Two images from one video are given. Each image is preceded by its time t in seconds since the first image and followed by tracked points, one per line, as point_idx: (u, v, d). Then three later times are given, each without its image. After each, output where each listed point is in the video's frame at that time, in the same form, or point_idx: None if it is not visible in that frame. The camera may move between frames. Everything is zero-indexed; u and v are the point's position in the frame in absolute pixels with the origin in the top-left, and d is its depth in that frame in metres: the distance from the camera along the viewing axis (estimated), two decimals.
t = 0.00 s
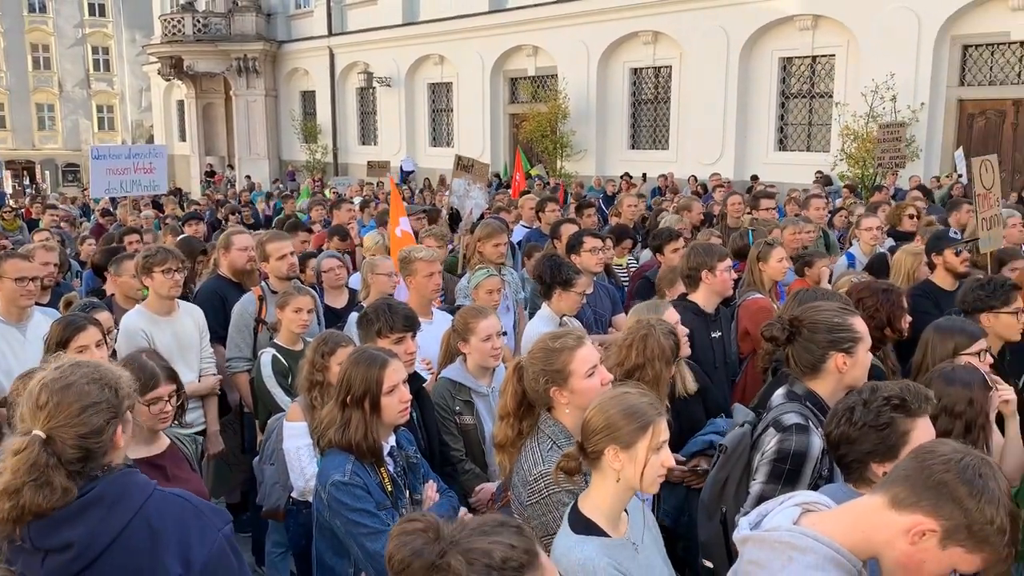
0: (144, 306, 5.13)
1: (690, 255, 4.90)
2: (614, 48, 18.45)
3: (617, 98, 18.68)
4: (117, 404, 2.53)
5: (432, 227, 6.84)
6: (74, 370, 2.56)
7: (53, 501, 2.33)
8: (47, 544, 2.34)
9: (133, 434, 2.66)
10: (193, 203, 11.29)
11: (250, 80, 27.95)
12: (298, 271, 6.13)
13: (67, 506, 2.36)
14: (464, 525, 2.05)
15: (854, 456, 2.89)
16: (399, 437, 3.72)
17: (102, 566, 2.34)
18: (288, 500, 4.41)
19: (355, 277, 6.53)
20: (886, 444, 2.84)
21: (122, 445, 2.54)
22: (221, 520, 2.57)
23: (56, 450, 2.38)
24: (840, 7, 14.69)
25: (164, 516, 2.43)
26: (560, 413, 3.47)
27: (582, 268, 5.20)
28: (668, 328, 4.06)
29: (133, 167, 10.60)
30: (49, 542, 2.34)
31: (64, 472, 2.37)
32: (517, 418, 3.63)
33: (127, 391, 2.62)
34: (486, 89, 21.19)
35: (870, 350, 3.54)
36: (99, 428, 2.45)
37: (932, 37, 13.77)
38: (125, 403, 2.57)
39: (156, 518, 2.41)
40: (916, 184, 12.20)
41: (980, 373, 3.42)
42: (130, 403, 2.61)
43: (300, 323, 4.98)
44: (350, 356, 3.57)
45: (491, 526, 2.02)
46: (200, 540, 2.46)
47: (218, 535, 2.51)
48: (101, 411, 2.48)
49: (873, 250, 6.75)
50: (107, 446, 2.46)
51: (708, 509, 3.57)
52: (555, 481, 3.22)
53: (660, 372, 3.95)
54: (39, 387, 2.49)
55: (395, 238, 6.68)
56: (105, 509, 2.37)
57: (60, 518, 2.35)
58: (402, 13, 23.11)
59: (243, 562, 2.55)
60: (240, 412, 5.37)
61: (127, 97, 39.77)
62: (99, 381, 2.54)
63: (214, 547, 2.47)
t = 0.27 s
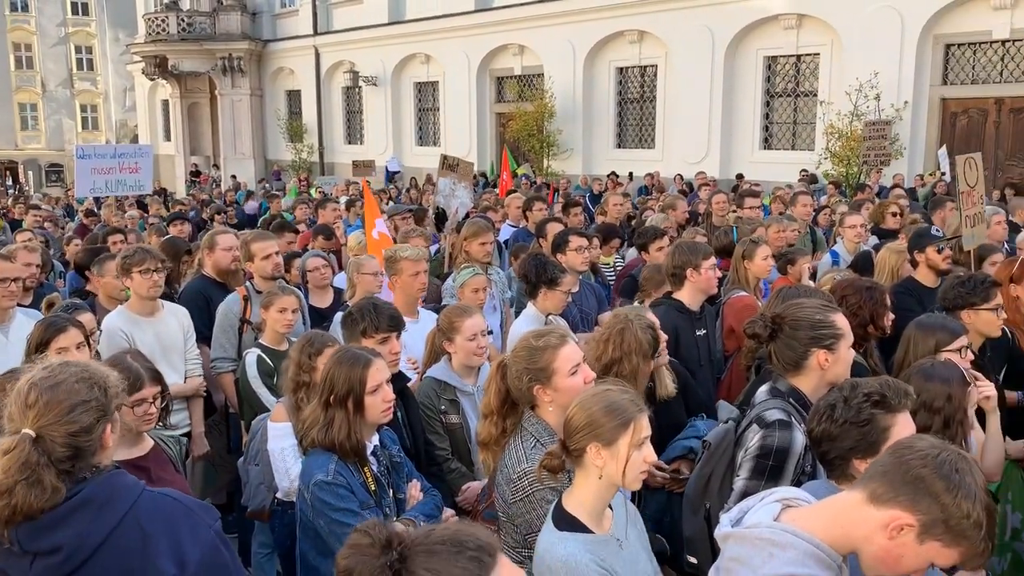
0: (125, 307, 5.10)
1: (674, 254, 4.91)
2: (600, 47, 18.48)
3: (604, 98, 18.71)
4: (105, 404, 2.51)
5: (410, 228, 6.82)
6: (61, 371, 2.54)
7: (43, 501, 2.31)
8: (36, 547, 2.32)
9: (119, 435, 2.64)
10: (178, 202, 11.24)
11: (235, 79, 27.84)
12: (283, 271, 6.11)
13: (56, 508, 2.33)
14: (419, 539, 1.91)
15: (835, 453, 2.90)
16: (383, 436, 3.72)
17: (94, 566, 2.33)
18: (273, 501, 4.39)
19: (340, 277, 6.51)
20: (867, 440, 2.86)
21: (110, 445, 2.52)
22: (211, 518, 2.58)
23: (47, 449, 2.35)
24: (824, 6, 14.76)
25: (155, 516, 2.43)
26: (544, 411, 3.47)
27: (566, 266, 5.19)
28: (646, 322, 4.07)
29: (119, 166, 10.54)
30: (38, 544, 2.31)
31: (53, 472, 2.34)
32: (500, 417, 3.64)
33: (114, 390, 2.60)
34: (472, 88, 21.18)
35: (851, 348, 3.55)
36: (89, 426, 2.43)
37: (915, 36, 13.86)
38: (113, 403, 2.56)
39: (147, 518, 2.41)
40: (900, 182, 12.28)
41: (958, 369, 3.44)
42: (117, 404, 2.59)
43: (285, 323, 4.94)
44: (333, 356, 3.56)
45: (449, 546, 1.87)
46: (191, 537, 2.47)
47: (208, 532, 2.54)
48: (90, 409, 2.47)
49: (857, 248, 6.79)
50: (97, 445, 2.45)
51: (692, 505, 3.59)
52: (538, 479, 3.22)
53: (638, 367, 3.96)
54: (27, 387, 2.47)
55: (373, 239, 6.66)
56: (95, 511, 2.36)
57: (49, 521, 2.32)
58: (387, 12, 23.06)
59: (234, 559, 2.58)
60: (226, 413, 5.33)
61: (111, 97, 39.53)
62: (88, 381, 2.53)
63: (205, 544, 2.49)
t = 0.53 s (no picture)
0: (108, 309, 5.06)
1: (659, 253, 4.92)
2: (585, 47, 18.51)
3: (589, 97, 18.75)
4: (94, 404, 2.49)
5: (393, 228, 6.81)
6: (52, 369, 2.52)
7: (29, 499, 2.29)
8: (22, 546, 2.30)
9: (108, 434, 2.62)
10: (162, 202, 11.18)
11: (220, 78, 27.72)
12: (268, 271, 6.08)
13: (41, 507, 2.31)
14: (389, 543, 1.92)
15: (818, 449, 2.90)
16: (365, 436, 3.71)
17: (79, 566, 2.30)
18: (257, 502, 4.36)
19: (325, 276, 6.48)
20: (850, 436, 2.87)
21: (99, 444, 2.50)
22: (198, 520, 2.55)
23: (33, 446, 2.33)
24: (808, 6, 14.84)
25: (141, 516, 2.40)
26: (526, 410, 3.47)
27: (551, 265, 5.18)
28: (616, 313, 4.05)
29: (103, 166, 10.47)
30: (25, 543, 2.30)
31: (39, 470, 2.32)
32: (483, 415, 3.64)
33: (103, 390, 2.58)
34: (458, 87, 21.18)
35: (833, 347, 3.50)
36: (76, 425, 2.41)
37: (899, 35, 13.95)
38: (101, 402, 2.53)
39: (133, 519, 2.38)
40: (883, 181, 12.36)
41: (936, 366, 3.46)
42: (106, 403, 2.57)
43: (269, 324, 4.88)
44: (315, 356, 3.55)
45: (409, 554, 1.86)
46: (178, 539, 2.44)
47: (195, 534, 2.51)
48: (78, 408, 2.44)
49: (841, 246, 6.82)
50: (84, 444, 2.43)
51: (676, 502, 3.60)
52: (521, 477, 3.22)
53: (606, 357, 3.94)
54: (14, 385, 2.44)
55: (355, 239, 6.67)
56: (81, 509, 2.34)
57: (35, 520, 2.31)
58: (373, 11, 23.01)
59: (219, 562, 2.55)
60: (211, 414, 5.30)
61: (94, 97, 39.33)
62: (77, 379, 2.51)
63: (190, 547, 2.46)
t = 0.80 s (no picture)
0: (92, 310, 5.04)
1: (643, 253, 4.93)
2: (572, 47, 18.53)
3: (576, 97, 18.78)
4: (77, 408, 2.49)
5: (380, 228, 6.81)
6: (34, 371, 2.51)
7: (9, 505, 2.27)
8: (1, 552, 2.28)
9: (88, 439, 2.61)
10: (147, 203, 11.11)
11: (206, 78, 27.60)
12: (253, 271, 6.06)
13: (22, 513, 2.29)
14: (367, 543, 1.94)
15: (800, 444, 2.93)
16: (346, 437, 3.70)
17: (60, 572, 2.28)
18: (240, 504, 4.34)
19: (310, 277, 6.46)
20: (834, 436, 2.88)
21: (79, 449, 2.49)
22: (178, 529, 2.55)
23: (15, 449, 2.32)
24: (793, 7, 14.92)
25: (122, 523, 2.39)
26: (509, 410, 3.48)
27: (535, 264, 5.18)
28: (585, 311, 4.01)
29: (86, 166, 10.40)
30: (3, 550, 2.27)
31: (21, 474, 2.31)
32: (466, 416, 3.64)
33: (87, 393, 2.57)
34: (445, 87, 21.17)
35: (813, 346, 3.46)
36: (59, 428, 2.40)
37: (883, 36, 14.03)
38: (84, 406, 2.53)
39: (114, 526, 2.37)
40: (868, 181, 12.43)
41: (913, 365, 3.49)
42: (89, 407, 2.57)
43: (254, 325, 4.85)
44: (297, 356, 3.54)
45: (384, 557, 1.87)
46: (158, 547, 2.43)
47: (176, 542, 2.51)
48: (61, 412, 2.43)
49: (825, 245, 6.86)
50: (66, 448, 2.42)
51: (660, 502, 3.61)
52: (505, 477, 3.23)
53: (574, 354, 3.91)
54: None
55: (342, 239, 6.65)
56: (63, 516, 2.33)
57: (15, 525, 2.28)
58: (359, 11, 22.94)
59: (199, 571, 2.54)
60: (195, 415, 5.29)
61: (77, 96, 39.07)
62: (60, 383, 2.50)
63: (171, 556, 2.45)
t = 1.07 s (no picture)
0: (78, 312, 5.00)
1: (630, 254, 4.95)
2: (560, 48, 18.55)
3: (564, 98, 18.81)
4: (60, 414, 2.47)
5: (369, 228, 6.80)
6: (14, 378, 2.49)
7: None
8: None
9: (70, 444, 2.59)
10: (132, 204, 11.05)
11: (192, 79, 27.49)
12: (240, 273, 6.03)
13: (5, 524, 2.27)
14: (351, 546, 1.95)
15: (789, 442, 2.94)
16: (329, 439, 3.69)
17: None
18: (226, 506, 4.33)
19: (298, 278, 6.45)
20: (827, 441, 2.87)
21: (62, 456, 2.48)
22: (162, 535, 2.54)
23: None
24: (779, 8, 14.99)
25: (107, 532, 2.38)
26: (495, 412, 3.48)
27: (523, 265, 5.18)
28: (561, 310, 3.94)
29: (71, 168, 10.33)
30: None
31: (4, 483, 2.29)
32: (451, 418, 3.64)
33: (69, 400, 2.56)
34: (433, 88, 21.15)
35: (797, 347, 3.46)
36: (43, 435, 2.39)
37: (868, 37, 14.12)
38: (67, 412, 2.51)
39: (98, 534, 2.36)
40: (853, 181, 12.50)
41: (894, 366, 3.54)
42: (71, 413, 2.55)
43: (241, 327, 4.81)
44: (283, 358, 3.53)
45: (370, 561, 1.87)
46: (143, 554, 2.43)
47: (161, 550, 2.50)
48: (44, 419, 2.41)
49: (811, 246, 6.90)
50: (50, 455, 2.41)
51: (647, 503, 3.61)
52: (492, 479, 3.23)
53: (548, 354, 3.83)
54: None
55: (333, 239, 6.64)
56: (47, 525, 2.31)
57: None
58: (346, 11, 22.89)
59: None
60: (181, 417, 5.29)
61: (61, 97, 38.81)
62: (42, 390, 2.48)
63: (156, 563, 2.44)
